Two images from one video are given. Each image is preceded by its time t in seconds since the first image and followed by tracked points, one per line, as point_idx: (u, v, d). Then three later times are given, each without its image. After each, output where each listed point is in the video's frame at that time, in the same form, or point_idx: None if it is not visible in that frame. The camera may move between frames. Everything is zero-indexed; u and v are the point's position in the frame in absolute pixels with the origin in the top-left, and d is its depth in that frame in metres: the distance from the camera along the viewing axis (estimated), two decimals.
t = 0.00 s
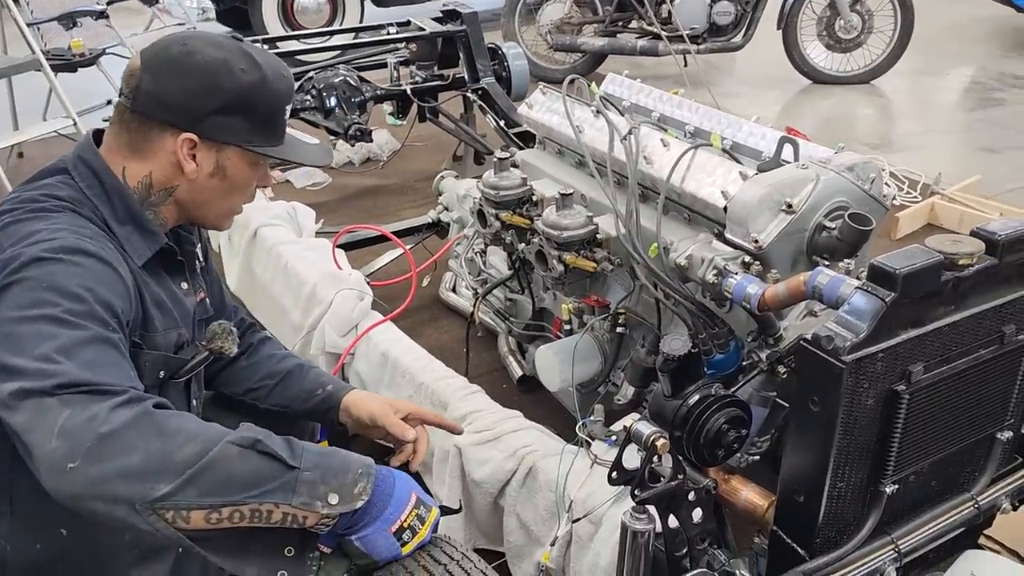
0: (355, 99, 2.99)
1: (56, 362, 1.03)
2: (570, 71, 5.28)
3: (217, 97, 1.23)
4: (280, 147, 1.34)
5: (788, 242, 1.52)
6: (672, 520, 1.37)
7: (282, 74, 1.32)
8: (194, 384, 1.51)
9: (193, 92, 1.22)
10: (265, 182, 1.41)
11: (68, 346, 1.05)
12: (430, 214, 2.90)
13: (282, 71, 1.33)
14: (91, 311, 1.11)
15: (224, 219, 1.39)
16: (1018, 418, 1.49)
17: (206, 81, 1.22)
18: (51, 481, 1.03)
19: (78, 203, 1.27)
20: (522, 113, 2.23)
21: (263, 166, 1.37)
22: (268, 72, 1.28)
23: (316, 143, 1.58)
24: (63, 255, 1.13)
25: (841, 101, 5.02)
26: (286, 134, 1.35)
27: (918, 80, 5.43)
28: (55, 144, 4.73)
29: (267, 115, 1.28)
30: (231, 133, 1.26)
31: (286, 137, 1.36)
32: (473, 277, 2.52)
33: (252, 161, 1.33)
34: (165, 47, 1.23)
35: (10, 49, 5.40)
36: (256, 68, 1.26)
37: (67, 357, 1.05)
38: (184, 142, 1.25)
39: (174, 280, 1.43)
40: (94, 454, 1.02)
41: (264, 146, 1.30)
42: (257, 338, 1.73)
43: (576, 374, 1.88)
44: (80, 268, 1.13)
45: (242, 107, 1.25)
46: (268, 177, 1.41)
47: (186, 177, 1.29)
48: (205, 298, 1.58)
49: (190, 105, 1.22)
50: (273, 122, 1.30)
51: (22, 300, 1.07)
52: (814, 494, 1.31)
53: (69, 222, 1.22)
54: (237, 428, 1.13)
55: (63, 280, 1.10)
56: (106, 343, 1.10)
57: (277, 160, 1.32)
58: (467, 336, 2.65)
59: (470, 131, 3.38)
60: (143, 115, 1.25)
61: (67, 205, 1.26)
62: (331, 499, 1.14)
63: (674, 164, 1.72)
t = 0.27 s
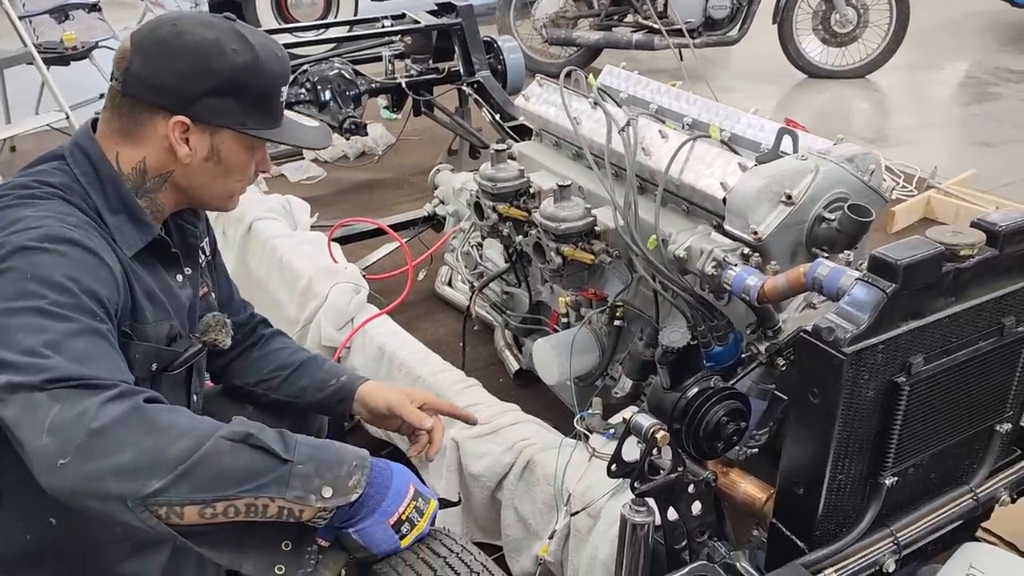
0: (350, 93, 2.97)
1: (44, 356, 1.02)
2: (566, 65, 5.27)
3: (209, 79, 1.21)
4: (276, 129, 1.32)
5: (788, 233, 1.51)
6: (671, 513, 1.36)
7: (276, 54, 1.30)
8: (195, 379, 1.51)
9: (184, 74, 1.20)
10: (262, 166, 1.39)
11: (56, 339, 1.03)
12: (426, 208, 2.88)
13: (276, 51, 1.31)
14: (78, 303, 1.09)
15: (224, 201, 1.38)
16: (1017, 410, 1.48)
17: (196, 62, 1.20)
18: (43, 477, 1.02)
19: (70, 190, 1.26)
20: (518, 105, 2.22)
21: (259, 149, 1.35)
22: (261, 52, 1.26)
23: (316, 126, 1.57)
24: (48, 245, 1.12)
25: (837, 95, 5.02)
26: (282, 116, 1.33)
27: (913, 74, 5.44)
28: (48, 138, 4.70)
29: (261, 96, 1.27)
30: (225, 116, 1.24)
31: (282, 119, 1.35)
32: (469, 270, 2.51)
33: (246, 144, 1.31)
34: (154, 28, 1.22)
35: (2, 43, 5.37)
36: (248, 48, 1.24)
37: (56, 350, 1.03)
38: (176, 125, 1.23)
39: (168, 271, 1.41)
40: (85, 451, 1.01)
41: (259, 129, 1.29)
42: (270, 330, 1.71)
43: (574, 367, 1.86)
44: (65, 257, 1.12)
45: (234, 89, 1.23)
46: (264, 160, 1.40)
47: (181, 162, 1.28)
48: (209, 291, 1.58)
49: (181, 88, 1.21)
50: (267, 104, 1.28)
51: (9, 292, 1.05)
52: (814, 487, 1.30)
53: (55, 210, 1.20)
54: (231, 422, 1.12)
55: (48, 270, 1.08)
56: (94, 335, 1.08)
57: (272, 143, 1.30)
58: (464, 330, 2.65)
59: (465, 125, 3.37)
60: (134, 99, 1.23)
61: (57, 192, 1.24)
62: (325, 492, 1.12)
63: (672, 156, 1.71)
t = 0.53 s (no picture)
0: (348, 88, 2.96)
1: (44, 349, 1.01)
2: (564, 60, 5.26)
3: (207, 71, 1.20)
4: (275, 121, 1.31)
5: (789, 229, 1.51)
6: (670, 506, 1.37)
7: (274, 47, 1.29)
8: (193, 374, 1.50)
9: (181, 66, 1.20)
10: (262, 159, 1.39)
11: (55, 332, 1.03)
12: (424, 203, 2.88)
13: (273, 43, 1.30)
14: (77, 296, 1.09)
15: (224, 194, 1.37)
16: (1017, 405, 1.48)
17: (194, 54, 1.20)
18: (42, 471, 1.01)
19: (69, 183, 1.26)
20: (518, 100, 2.21)
21: (258, 142, 1.34)
22: (258, 44, 1.25)
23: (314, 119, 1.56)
24: (46, 238, 1.11)
25: (835, 91, 5.02)
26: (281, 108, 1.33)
27: (911, 70, 5.43)
28: (44, 133, 4.68)
29: (259, 88, 1.26)
30: (223, 108, 1.23)
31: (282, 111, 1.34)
32: (468, 266, 2.51)
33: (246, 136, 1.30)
34: (152, 21, 1.21)
35: None
36: (246, 40, 1.24)
37: (56, 343, 1.03)
38: (174, 117, 1.23)
39: (167, 265, 1.40)
40: (85, 443, 1.00)
41: (258, 122, 1.28)
42: (272, 322, 1.71)
43: (573, 363, 1.86)
44: (63, 251, 1.12)
45: (232, 80, 1.23)
46: (264, 153, 1.39)
47: (179, 155, 1.27)
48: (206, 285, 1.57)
49: (179, 80, 1.20)
50: (266, 95, 1.28)
51: (8, 285, 1.05)
52: (815, 482, 1.30)
53: (54, 203, 1.20)
54: (232, 416, 1.11)
55: (47, 264, 1.09)
56: (94, 327, 1.08)
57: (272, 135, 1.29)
58: (462, 326, 2.64)
59: (463, 120, 3.36)
60: (132, 91, 1.22)
61: (55, 186, 1.24)
62: (326, 486, 1.12)
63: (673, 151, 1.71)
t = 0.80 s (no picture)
0: (349, 84, 2.95)
1: (44, 345, 1.01)
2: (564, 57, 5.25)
3: (197, 64, 1.20)
4: (268, 114, 1.31)
5: (791, 226, 1.51)
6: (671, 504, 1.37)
7: (265, 39, 1.29)
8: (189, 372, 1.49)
9: (171, 60, 1.20)
10: (256, 154, 1.39)
11: (55, 329, 1.03)
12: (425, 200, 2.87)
13: (264, 35, 1.30)
14: (76, 292, 1.09)
15: (219, 189, 1.37)
16: (1018, 403, 1.49)
17: (183, 48, 1.19)
18: (45, 465, 1.01)
19: (63, 180, 1.25)
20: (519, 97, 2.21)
21: (252, 136, 1.34)
22: (248, 36, 1.25)
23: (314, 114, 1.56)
24: (43, 235, 1.11)
25: (835, 88, 5.01)
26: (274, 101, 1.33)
27: (911, 68, 5.43)
28: (44, 129, 4.67)
29: (250, 81, 1.26)
30: (214, 101, 1.23)
31: (275, 105, 1.34)
32: (469, 263, 2.50)
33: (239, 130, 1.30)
34: (141, 16, 1.21)
35: None
36: (236, 32, 1.23)
37: (56, 339, 1.03)
38: (166, 112, 1.23)
39: (162, 262, 1.40)
40: (88, 437, 1.00)
41: (250, 114, 1.28)
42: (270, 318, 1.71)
43: (575, 360, 1.86)
44: (60, 247, 1.12)
45: (222, 74, 1.23)
46: (259, 148, 1.39)
47: (172, 150, 1.27)
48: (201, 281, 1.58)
49: (169, 74, 1.20)
50: (257, 88, 1.28)
51: (7, 283, 1.05)
52: (816, 480, 1.30)
53: (49, 200, 1.20)
54: (235, 412, 1.11)
55: (45, 261, 1.08)
56: (93, 323, 1.08)
57: (264, 128, 1.29)
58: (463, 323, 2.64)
59: (464, 117, 3.36)
60: (123, 86, 1.22)
61: (50, 183, 1.23)
62: (329, 482, 1.12)
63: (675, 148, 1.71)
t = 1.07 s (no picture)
0: (349, 82, 2.95)
1: (47, 345, 1.01)
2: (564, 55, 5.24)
3: (197, 60, 1.20)
4: (271, 108, 1.31)
5: (792, 225, 1.51)
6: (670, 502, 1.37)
7: (264, 33, 1.28)
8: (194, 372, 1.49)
9: (171, 58, 1.19)
10: (259, 147, 1.38)
11: (58, 329, 1.03)
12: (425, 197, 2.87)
13: (263, 27, 1.29)
14: (78, 291, 1.09)
15: (223, 186, 1.37)
16: (1018, 403, 1.49)
17: (182, 45, 1.19)
18: (47, 466, 1.01)
19: (66, 177, 1.25)
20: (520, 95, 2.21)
21: (256, 131, 1.34)
22: (247, 30, 1.24)
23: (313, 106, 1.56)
24: (44, 233, 1.11)
25: (836, 87, 5.01)
26: (276, 94, 1.32)
27: (911, 67, 5.43)
28: (44, 126, 4.67)
29: (250, 76, 1.25)
30: (215, 98, 1.23)
31: (277, 99, 1.33)
32: (469, 260, 2.50)
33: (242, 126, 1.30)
34: (138, 13, 1.20)
35: None
36: (234, 26, 1.23)
37: (57, 339, 1.02)
38: (168, 110, 1.22)
39: (164, 261, 1.40)
40: (88, 438, 1.00)
41: (252, 110, 1.27)
42: (270, 316, 1.71)
43: (575, 358, 1.86)
44: (60, 245, 1.12)
45: (223, 69, 1.22)
46: (262, 141, 1.38)
47: (175, 148, 1.27)
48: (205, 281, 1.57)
49: (169, 71, 1.20)
50: (259, 83, 1.27)
51: (9, 283, 1.05)
52: (817, 479, 1.30)
53: (51, 198, 1.20)
54: (235, 410, 1.11)
55: (47, 259, 1.08)
56: (96, 323, 1.08)
57: (267, 123, 1.29)
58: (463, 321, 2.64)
59: (464, 115, 3.35)
60: (124, 86, 1.22)
61: (53, 180, 1.23)
62: (329, 481, 1.12)
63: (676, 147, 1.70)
